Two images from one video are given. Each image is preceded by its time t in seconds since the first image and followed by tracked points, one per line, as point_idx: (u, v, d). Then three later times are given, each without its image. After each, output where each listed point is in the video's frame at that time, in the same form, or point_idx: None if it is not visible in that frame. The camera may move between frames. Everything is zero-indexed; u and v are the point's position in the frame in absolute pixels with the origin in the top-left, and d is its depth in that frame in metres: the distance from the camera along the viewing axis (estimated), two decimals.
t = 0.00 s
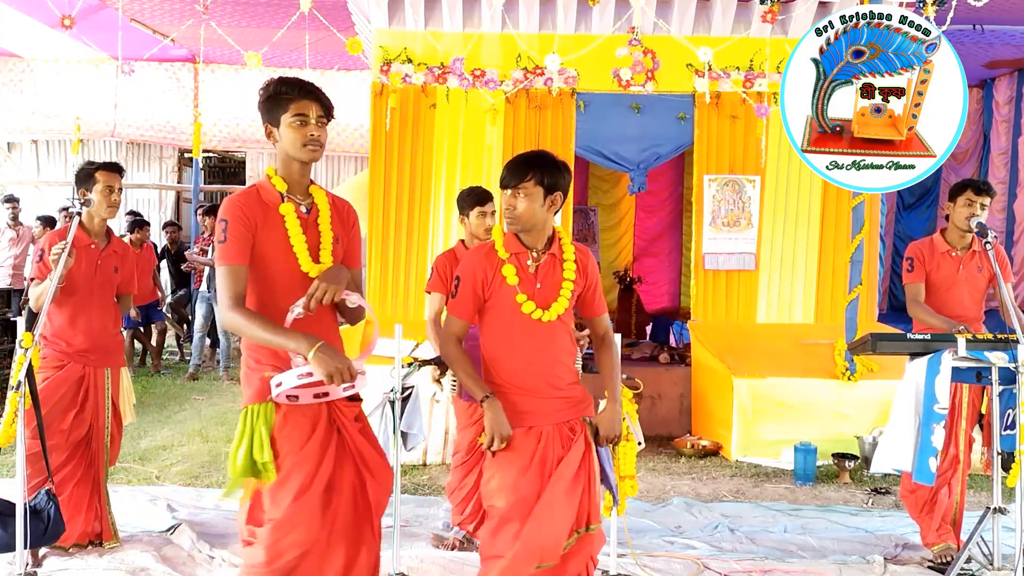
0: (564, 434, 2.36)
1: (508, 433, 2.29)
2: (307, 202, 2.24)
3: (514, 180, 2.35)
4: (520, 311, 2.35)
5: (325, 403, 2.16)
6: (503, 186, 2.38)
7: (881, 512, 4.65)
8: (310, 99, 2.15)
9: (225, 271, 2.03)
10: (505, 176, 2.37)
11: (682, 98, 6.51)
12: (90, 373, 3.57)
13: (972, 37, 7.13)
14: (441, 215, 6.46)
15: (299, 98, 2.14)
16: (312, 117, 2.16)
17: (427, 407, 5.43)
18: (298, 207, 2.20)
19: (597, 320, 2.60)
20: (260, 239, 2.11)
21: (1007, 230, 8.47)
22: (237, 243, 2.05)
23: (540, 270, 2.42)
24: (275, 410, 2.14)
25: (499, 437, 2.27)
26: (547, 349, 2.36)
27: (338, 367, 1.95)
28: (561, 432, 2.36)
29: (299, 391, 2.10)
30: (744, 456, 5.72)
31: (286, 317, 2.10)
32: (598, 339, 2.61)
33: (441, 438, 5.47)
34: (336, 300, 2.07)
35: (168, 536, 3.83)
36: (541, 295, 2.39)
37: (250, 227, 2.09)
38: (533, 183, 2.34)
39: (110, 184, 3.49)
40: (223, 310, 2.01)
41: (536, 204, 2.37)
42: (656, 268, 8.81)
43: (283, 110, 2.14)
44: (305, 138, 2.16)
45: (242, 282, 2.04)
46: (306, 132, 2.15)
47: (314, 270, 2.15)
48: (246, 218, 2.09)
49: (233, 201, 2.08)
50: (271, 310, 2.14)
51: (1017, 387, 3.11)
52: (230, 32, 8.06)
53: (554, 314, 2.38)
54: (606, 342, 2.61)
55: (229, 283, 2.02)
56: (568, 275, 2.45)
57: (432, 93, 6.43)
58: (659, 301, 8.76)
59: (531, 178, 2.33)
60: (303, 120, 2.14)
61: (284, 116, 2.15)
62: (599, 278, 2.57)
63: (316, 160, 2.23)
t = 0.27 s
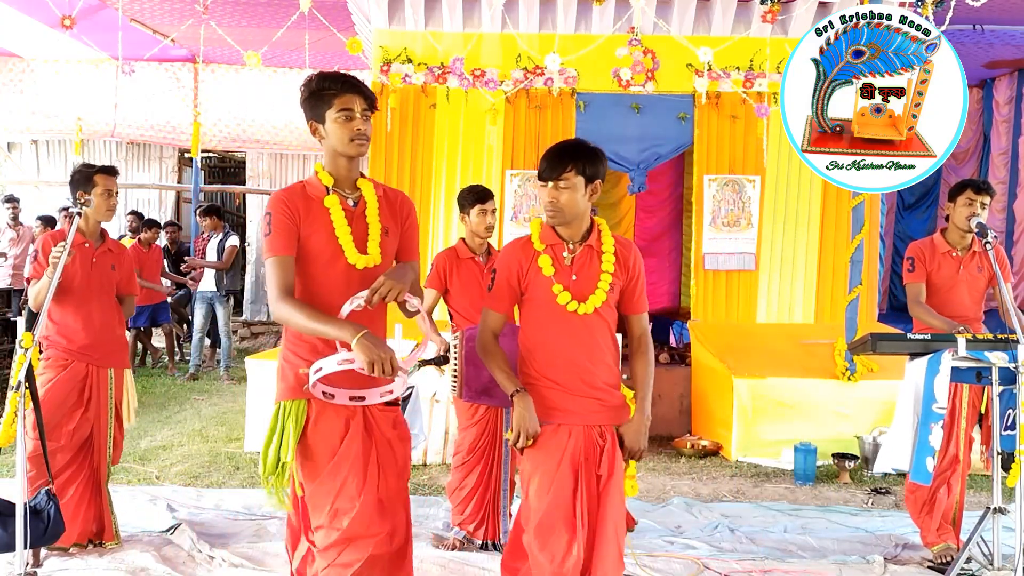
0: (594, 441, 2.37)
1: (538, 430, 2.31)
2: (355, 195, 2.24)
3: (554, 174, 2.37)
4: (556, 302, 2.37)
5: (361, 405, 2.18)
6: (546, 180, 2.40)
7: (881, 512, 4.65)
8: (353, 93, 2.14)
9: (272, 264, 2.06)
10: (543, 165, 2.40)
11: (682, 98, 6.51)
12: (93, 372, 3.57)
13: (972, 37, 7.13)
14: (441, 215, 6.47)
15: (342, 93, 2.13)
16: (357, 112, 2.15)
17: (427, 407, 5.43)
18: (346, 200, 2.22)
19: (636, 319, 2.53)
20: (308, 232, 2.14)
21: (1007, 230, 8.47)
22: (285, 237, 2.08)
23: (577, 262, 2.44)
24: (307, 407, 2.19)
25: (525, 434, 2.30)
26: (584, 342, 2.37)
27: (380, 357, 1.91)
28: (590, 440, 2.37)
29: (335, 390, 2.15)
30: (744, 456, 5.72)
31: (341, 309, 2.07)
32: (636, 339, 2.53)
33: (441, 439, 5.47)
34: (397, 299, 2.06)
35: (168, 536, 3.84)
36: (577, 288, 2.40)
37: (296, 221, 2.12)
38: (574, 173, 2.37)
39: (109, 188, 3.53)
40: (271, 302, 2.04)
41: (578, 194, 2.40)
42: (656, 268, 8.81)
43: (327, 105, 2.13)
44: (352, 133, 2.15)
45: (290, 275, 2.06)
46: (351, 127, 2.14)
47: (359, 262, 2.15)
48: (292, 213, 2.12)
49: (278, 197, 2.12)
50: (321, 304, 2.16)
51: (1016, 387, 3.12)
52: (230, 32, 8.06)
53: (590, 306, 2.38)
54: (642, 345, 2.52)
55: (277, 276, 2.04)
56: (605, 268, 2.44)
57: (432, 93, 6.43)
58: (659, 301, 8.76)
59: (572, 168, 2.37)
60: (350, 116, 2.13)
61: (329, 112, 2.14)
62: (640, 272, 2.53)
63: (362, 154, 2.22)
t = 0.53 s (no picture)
0: (645, 441, 2.30)
1: (583, 436, 2.28)
2: (389, 194, 2.24)
3: (606, 174, 2.26)
4: (590, 303, 2.34)
5: (401, 404, 2.14)
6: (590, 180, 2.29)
7: (881, 512, 4.65)
8: (389, 96, 2.10)
9: (309, 267, 2.05)
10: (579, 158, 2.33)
11: (682, 98, 6.51)
12: (93, 372, 3.57)
13: (972, 37, 7.13)
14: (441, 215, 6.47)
15: (379, 97, 2.09)
16: (393, 116, 2.11)
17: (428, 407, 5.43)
18: (378, 199, 2.21)
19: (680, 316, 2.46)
20: (342, 233, 2.13)
21: (1007, 230, 8.47)
22: (321, 240, 2.08)
23: (611, 261, 2.40)
24: (344, 406, 2.15)
25: (572, 441, 2.26)
26: (623, 342, 2.32)
27: (417, 356, 1.88)
28: (643, 439, 2.30)
29: (375, 390, 2.12)
30: (744, 456, 5.72)
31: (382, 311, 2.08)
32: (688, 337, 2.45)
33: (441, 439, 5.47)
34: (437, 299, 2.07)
35: (168, 536, 3.84)
36: (612, 286, 2.37)
37: (331, 223, 2.11)
38: (624, 173, 2.28)
39: (107, 187, 3.53)
40: (310, 304, 2.03)
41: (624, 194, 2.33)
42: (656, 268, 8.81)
43: (364, 109, 2.09)
44: (389, 138, 2.12)
45: (327, 278, 2.05)
46: (387, 131, 2.11)
47: (394, 262, 2.14)
48: (326, 214, 2.11)
49: (312, 199, 2.11)
50: (360, 306, 2.15)
51: (1016, 387, 3.09)
52: (230, 32, 8.05)
53: (627, 304, 2.34)
54: (696, 339, 2.43)
55: (314, 280, 2.03)
56: (641, 264, 2.40)
57: (432, 93, 6.43)
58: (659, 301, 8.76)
59: (623, 167, 2.27)
60: (387, 120, 2.10)
61: (365, 115, 2.10)
62: (679, 268, 2.48)
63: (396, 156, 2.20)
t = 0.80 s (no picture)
0: (712, 447, 2.28)
1: (645, 441, 2.29)
2: (413, 203, 2.23)
3: (648, 186, 2.28)
4: (645, 316, 2.33)
5: (450, 399, 2.13)
6: (626, 193, 2.33)
7: (881, 512, 4.65)
8: (412, 111, 2.09)
9: (337, 283, 2.11)
10: (611, 177, 2.38)
11: (682, 98, 6.52)
12: (88, 373, 3.57)
13: (973, 37, 7.13)
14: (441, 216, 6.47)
15: (402, 113, 2.08)
16: (419, 130, 2.11)
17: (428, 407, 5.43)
18: (403, 211, 2.21)
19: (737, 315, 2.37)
20: (368, 250, 2.16)
21: (1007, 230, 8.47)
22: (348, 259, 2.13)
23: (659, 271, 2.38)
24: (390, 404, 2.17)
25: (633, 446, 2.28)
26: (682, 352, 2.31)
27: (427, 341, 1.88)
28: (709, 444, 2.28)
29: (420, 386, 2.12)
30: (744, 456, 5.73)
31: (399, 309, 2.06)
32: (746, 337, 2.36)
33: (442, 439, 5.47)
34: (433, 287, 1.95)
35: (167, 536, 3.84)
36: (664, 297, 2.34)
37: (355, 242, 2.15)
38: (666, 183, 2.30)
39: (117, 188, 3.54)
40: (339, 318, 2.08)
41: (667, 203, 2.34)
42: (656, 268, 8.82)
43: (388, 125, 2.09)
44: (413, 153, 2.11)
45: (356, 293, 2.10)
46: (411, 147, 2.11)
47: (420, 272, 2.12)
48: (350, 234, 2.15)
49: (335, 221, 2.16)
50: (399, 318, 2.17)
51: (1017, 387, 3.08)
52: (230, 32, 8.05)
53: (683, 313, 2.31)
54: (753, 342, 2.35)
55: (342, 293, 2.09)
56: (690, 270, 2.35)
57: (432, 93, 6.43)
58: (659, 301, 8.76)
59: (665, 176, 2.30)
60: (412, 136, 2.10)
61: (389, 131, 2.10)
62: (730, 267, 2.40)
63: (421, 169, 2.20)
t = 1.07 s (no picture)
0: (707, 451, 2.26)
1: (641, 454, 2.37)
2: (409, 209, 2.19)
3: (649, 188, 2.27)
4: (634, 326, 2.36)
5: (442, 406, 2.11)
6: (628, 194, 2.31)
7: (881, 512, 4.65)
8: (412, 120, 2.05)
9: (342, 297, 2.19)
10: (612, 178, 2.36)
11: (682, 98, 6.52)
12: (82, 373, 3.56)
13: (972, 37, 7.13)
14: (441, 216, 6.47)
15: (403, 122, 2.04)
16: (419, 138, 2.08)
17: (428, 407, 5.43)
18: (398, 219, 2.19)
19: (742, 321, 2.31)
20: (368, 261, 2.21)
21: (1006, 230, 8.47)
22: (350, 270, 2.20)
23: (654, 276, 2.37)
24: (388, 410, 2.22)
25: (626, 462, 2.39)
26: (674, 358, 2.31)
27: (408, 354, 1.88)
28: (703, 449, 2.26)
29: (415, 393, 2.11)
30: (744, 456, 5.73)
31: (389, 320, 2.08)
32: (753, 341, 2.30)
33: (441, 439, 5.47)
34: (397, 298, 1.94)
35: (167, 536, 3.84)
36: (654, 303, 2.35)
37: (355, 255, 2.22)
38: (665, 188, 2.28)
39: (130, 199, 3.53)
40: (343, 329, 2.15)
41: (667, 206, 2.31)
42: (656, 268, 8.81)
43: (388, 132, 2.06)
44: (412, 161, 2.09)
45: (358, 305, 2.17)
46: (410, 155, 2.08)
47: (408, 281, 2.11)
48: (349, 245, 2.21)
49: (337, 233, 2.23)
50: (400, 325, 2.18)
51: (1016, 387, 3.09)
52: (230, 32, 8.05)
53: (668, 319, 2.30)
54: (760, 347, 2.30)
55: (346, 306, 2.16)
56: (682, 275, 2.33)
57: (432, 93, 6.43)
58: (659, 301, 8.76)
59: (665, 181, 2.27)
60: (411, 145, 2.06)
61: (389, 139, 2.07)
62: (729, 270, 2.33)
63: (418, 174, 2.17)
